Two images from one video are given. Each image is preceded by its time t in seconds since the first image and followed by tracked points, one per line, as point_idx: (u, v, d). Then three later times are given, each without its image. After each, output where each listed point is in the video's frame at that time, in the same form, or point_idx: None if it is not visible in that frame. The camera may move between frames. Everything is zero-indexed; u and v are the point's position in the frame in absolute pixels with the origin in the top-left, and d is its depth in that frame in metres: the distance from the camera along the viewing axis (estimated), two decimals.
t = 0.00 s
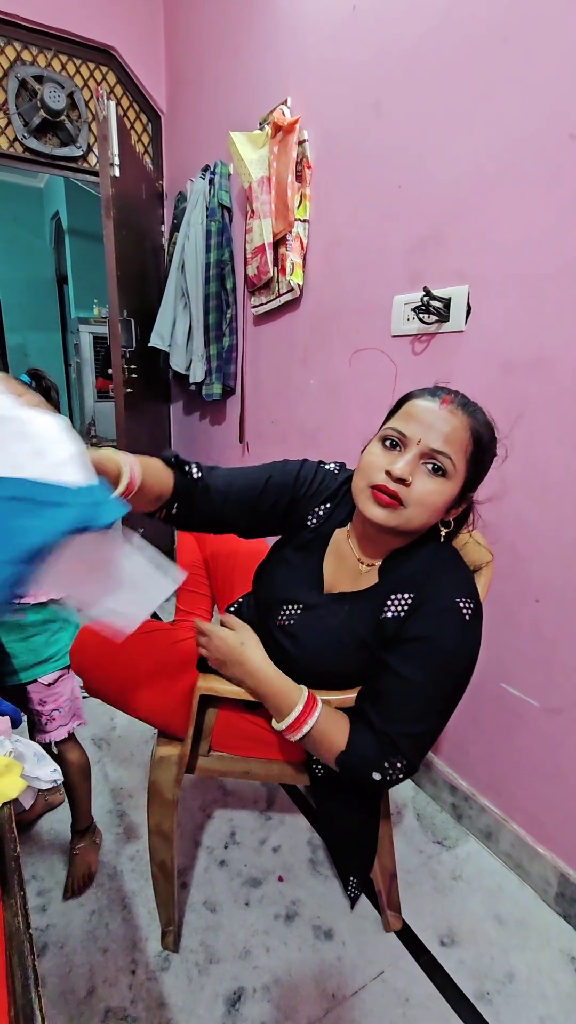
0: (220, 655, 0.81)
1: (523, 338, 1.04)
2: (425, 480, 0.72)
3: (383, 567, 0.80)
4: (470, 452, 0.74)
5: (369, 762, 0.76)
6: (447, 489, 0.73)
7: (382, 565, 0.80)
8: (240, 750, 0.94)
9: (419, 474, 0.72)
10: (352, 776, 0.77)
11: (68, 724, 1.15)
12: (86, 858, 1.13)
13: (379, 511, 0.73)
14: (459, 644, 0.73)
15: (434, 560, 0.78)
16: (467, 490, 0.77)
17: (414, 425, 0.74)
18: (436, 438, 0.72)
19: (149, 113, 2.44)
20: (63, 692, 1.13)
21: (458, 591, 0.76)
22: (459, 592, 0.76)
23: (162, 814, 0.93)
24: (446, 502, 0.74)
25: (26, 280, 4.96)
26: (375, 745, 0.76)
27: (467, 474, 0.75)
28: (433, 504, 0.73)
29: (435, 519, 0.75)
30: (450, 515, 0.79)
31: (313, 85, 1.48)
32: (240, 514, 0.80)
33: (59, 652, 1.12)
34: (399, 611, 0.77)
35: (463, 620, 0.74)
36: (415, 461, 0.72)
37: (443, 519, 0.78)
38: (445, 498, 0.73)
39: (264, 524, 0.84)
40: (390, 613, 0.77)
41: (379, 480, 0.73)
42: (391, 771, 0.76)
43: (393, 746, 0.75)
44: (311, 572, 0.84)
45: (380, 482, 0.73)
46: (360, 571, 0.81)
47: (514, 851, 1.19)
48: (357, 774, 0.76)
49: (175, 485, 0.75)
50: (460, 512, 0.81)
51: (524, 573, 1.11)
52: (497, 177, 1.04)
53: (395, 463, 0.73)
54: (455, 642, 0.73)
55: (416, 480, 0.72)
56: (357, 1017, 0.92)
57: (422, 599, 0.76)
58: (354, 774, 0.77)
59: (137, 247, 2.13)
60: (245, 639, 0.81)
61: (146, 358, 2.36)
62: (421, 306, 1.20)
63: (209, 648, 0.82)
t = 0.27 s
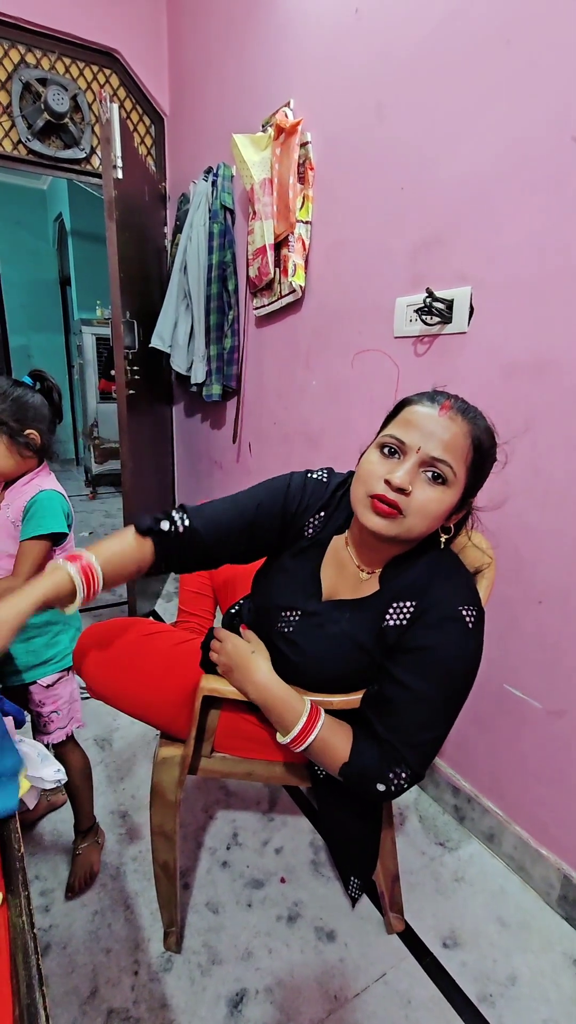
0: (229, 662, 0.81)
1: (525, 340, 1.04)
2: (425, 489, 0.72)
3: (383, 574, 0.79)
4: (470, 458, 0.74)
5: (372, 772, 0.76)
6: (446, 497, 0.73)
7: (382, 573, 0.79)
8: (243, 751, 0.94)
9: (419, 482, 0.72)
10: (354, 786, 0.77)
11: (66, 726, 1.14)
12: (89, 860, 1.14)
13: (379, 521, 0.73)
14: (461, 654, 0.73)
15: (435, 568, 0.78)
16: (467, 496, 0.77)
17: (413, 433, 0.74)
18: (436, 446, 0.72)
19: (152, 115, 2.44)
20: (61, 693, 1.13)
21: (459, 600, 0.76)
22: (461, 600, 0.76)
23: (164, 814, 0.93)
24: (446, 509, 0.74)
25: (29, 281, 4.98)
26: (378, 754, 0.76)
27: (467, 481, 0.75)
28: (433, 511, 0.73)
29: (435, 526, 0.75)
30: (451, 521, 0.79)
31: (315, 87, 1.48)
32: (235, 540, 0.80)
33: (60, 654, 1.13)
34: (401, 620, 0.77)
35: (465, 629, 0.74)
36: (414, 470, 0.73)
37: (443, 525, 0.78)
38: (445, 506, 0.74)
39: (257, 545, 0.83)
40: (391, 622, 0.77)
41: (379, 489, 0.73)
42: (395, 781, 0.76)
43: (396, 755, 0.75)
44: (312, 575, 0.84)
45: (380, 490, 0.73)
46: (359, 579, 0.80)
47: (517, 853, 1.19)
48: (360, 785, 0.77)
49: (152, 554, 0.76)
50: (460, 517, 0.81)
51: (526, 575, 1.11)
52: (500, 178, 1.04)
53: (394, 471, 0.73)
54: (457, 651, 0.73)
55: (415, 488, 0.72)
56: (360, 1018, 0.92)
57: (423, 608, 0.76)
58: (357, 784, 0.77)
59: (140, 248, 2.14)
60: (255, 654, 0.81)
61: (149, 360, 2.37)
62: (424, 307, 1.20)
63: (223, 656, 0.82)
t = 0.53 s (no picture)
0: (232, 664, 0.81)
1: (529, 339, 1.03)
2: (423, 490, 0.72)
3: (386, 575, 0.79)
4: (467, 458, 0.74)
5: (376, 773, 0.76)
6: (445, 498, 0.73)
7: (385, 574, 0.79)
8: (246, 751, 0.94)
9: (417, 484, 0.72)
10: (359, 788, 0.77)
11: (72, 725, 1.13)
12: (94, 860, 1.14)
13: (378, 524, 0.73)
14: (466, 655, 0.73)
15: (438, 569, 0.78)
16: (466, 496, 0.77)
17: (411, 435, 0.74)
18: (433, 447, 0.72)
19: (155, 116, 2.45)
20: (66, 693, 1.12)
21: (463, 601, 0.76)
22: (465, 600, 0.76)
23: (167, 814, 0.93)
24: (446, 510, 0.74)
25: (33, 283, 5.00)
26: (382, 756, 0.76)
27: (466, 480, 0.75)
28: (433, 513, 0.73)
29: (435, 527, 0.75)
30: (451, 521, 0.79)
31: (319, 86, 1.48)
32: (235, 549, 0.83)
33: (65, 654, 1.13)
34: (404, 620, 0.77)
35: (469, 630, 0.74)
36: (412, 472, 0.73)
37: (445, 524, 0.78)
38: (444, 507, 0.73)
39: (256, 547, 0.85)
40: (395, 623, 0.77)
41: (377, 492, 0.73)
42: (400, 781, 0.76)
43: (401, 756, 0.75)
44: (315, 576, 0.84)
45: (378, 495, 0.73)
46: (362, 580, 0.81)
47: (521, 853, 1.19)
48: (365, 786, 0.77)
49: (162, 569, 0.81)
50: (461, 515, 0.81)
51: (530, 574, 1.10)
52: (504, 177, 1.04)
53: (392, 475, 0.73)
54: (461, 653, 0.73)
55: (414, 490, 0.72)
56: (363, 1019, 0.92)
57: (426, 609, 0.76)
58: (362, 785, 0.77)
59: (143, 249, 2.14)
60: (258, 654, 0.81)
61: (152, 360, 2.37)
62: (427, 307, 1.20)
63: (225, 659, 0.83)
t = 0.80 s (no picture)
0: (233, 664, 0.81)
1: (533, 338, 1.03)
2: (422, 478, 0.72)
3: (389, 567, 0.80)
4: (468, 444, 0.74)
5: (380, 772, 0.75)
6: (446, 484, 0.73)
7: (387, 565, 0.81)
8: (249, 752, 0.94)
9: (416, 472, 0.73)
10: (362, 788, 0.77)
11: (82, 727, 1.14)
12: (98, 863, 1.14)
13: (379, 511, 0.74)
14: (465, 650, 0.73)
15: (439, 565, 0.78)
16: (468, 486, 0.77)
17: (409, 423, 0.74)
18: (431, 434, 0.72)
19: (158, 118, 2.46)
20: (75, 694, 1.14)
21: (462, 594, 0.75)
22: (464, 594, 0.75)
23: (170, 815, 0.93)
24: (446, 497, 0.74)
25: (37, 285, 5.02)
26: (387, 755, 0.76)
27: (466, 467, 0.75)
28: (433, 500, 0.73)
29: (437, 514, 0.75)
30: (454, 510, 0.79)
31: (321, 86, 1.48)
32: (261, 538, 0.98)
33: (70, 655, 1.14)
34: (405, 614, 0.77)
35: (469, 623, 0.74)
36: (411, 460, 0.73)
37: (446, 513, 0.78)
38: (445, 493, 0.73)
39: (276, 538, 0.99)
40: (396, 617, 0.77)
41: (377, 480, 0.74)
42: (405, 780, 0.75)
43: (405, 754, 0.75)
44: (320, 570, 0.87)
45: (378, 482, 0.74)
46: (366, 572, 0.83)
47: (525, 855, 1.18)
48: (369, 787, 0.76)
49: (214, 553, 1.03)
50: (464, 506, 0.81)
51: (534, 574, 1.10)
52: (507, 176, 1.03)
53: (390, 463, 0.73)
54: (461, 646, 0.73)
55: (413, 477, 0.72)
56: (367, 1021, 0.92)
57: (427, 603, 0.76)
58: (366, 785, 0.76)
59: (146, 250, 2.15)
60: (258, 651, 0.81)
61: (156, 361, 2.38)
62: (430, 307, 1.20)
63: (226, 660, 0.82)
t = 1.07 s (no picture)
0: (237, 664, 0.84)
1: (532, 339, 1.03)
2: (403, 459, 0.75)
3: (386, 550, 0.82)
4: (444, 422, 0.76)
5: (380, 753, 0.73)
6: (426, 462, 0.76)
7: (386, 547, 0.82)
8: (249, 754, 0.94)
9: (396, 453, 0.76)
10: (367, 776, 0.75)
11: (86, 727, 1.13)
12: (99, 866, 1.14)
13: (367, 496, 0.77)
14: (453, 614, 0.72)
15: (428, 542, 0.79)
16: (451, 461, 0.79)
17: (386, 410, 0.78)
18: (406, 417, 0.76)
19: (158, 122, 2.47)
20: (79, 695, 1.13)
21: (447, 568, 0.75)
22: (449, 567, 0.75)
23: (170, 817, 0.93)
24: (429, 474, 0.76)
25: (38, 289, 5.03)
26: (387, 736, 0.74)
27: (446, 444, 0.77)
28: (417, 478, 0.76)
29: (422, 492, 0.77)
30: (443, 487, 0.81)
31: (321, 91, 1.49)
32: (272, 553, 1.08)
33: (72, 657, 1.14)
34: (396, 592, 0.78)
35: (455, 594, 0.73)
36: (391, 444, 0.76)
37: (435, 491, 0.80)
38: (427, 471, 0.76)
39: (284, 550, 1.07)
40: (388, 595, 0.78)
41: (362, 467, 0.78)
42: (407, 759, 0.72)
43: (404, 732, 0.72)
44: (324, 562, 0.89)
45: (363, 469, 0.77)
46: (367, 556, 0.85)
47: (527, 857, 1.17)
48: (372, 771, 0.74)
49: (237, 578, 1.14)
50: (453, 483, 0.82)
51: (534, 575, 1.10)
52: (505, 179, 1.04)
53: (372, 449, 0.77)
54: (448, 615, 0.72)
55: (394, 459, 0.75)
56: None
57: (416, 578, 0.76)
58: (368, 771, 0.74)
59: (147, 253, 2.16)
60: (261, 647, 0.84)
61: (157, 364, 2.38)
62: (429, 309, 1.20)
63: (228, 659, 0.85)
